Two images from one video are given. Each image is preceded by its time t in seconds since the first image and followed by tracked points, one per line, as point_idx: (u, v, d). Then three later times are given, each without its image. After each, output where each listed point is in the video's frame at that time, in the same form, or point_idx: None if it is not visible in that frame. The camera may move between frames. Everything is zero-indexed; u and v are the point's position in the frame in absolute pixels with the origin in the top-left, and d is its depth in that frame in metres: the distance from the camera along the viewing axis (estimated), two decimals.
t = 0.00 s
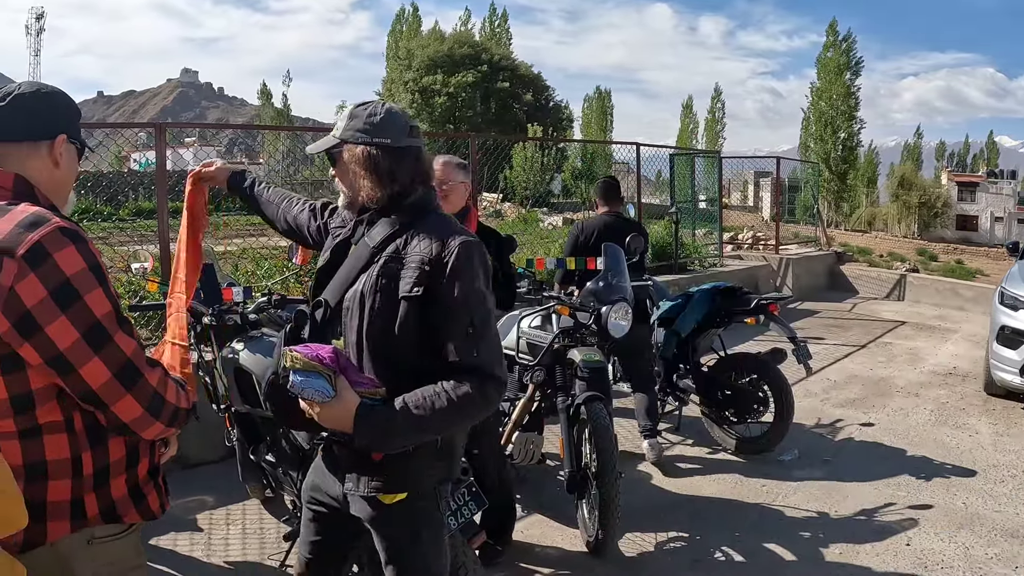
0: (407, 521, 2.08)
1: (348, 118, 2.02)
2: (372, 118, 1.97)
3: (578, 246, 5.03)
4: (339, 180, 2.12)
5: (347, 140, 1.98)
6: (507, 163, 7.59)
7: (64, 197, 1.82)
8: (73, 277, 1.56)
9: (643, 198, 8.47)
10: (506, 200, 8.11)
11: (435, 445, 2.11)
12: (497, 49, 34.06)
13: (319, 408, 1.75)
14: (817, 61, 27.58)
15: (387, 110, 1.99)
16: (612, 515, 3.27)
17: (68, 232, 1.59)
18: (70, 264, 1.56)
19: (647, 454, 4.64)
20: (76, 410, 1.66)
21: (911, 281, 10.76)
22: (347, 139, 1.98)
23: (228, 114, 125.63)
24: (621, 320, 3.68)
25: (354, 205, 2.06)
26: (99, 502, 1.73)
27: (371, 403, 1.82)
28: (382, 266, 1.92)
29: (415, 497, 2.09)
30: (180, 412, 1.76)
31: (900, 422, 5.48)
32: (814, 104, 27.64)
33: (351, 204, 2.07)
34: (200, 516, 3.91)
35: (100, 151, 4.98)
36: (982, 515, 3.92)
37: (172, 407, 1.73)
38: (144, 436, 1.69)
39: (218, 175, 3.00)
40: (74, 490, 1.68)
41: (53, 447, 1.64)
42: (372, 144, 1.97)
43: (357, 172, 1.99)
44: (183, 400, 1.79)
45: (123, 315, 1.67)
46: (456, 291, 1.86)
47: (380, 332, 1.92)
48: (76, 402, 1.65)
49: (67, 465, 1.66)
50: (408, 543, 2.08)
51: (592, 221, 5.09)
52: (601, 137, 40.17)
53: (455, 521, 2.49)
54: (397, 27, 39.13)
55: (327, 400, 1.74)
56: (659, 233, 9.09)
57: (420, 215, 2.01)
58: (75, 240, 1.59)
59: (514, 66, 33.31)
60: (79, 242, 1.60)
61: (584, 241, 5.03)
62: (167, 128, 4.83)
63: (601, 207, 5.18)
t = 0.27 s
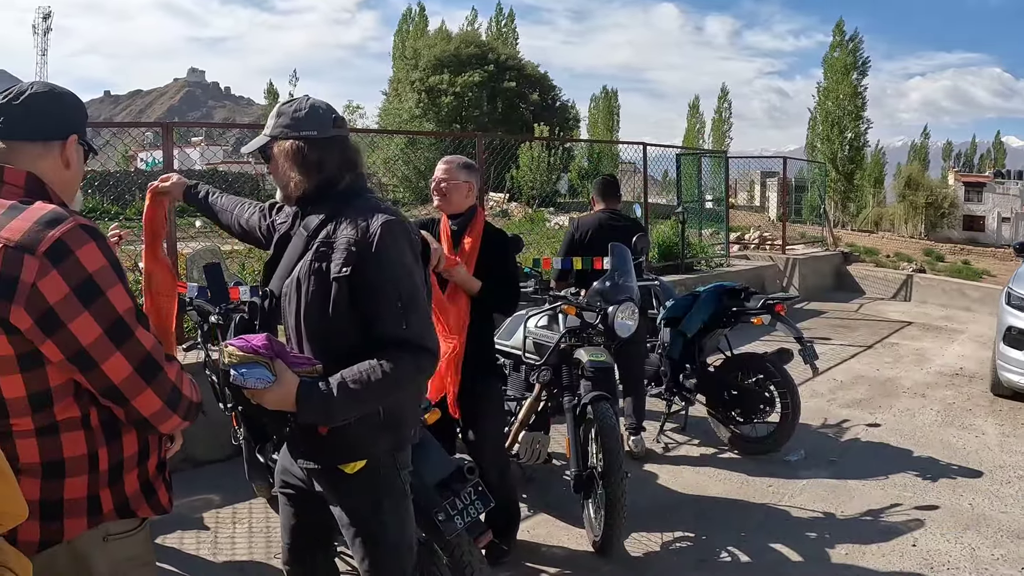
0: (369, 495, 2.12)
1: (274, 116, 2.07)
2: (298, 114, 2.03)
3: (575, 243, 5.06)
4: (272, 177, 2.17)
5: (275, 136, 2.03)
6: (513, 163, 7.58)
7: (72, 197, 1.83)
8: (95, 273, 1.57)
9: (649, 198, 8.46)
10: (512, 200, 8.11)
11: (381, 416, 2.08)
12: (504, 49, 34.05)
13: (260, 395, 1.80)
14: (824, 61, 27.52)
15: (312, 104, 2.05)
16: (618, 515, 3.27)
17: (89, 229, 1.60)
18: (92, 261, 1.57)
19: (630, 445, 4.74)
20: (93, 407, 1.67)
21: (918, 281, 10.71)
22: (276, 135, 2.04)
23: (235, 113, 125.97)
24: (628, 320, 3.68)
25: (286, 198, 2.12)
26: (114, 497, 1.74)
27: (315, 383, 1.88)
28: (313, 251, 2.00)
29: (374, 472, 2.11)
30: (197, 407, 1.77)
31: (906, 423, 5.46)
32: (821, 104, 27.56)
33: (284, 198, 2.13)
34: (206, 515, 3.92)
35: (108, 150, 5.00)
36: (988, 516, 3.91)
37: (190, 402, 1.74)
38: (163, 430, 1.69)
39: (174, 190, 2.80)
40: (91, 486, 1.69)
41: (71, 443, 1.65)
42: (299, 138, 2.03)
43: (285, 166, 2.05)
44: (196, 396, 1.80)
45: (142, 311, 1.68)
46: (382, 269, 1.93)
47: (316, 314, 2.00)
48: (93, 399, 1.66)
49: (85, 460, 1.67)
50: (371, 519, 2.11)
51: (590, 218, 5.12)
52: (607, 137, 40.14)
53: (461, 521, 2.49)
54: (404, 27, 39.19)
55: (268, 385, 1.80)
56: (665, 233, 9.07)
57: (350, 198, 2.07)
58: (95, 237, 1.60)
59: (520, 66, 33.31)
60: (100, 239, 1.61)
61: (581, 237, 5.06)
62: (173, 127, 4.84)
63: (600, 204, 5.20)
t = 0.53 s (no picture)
0: (356, 483, 2.19)
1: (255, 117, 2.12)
2: (284, 109, 2.12)
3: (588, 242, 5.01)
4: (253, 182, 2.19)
5: (271, 133, 2.10)
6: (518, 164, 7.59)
7: (79, 198, 1.84)
8: (105, 274, 1.58)
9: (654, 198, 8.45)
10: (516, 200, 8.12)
11: (363, 404, 2.14)
12: (508, 49, 34.07)
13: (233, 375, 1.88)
14: (829, 61, 27.48)
15: (290, 101, 2.15)
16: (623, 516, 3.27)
17: (98, 230, 1.61)
18: (102, 261, 1.59)
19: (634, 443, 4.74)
20: (101, 407, 1.68)
21: (923, 282, 10.68)
22: (270, 132, 2.09)
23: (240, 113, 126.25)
24: (632, 320, 3.69)
25: (272, 197, 2.20)
26: (121, 497, 1.74)
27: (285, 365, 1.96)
28: (296, 245, 2.08)
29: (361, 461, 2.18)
30: (203, 407, 1.78)
31: (911, 424, 5.45)
32: (826, 104, 27.52)
33: (271, 197, 2.21)
34: (211, 514, 3.94)
35: (114, 150, 5.01)
36: (993, 517, 3.90)
37: (197, 402, 1.75)
38: (170, 430, 1.71)
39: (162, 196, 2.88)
40: (98, 485, 1.70)
41: (79, 442, 1.66)
42: (289, 133, 2.12)
43: (275, 164, 2.13)
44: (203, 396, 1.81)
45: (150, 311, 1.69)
46: (360, 260, 1.99)
47: (301, 305, 2.07)
48: (100, 399, 1.67)
49: (93, 459, 1.68)
50: (359, 506, 2.20)
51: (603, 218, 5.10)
52: (611, 137, 40.13)
53: (465, 521, 2.49)
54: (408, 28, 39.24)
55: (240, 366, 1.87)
56: (670, 234, 9.06)
57: (331, 192, 2.15)
58: (105, 238, 1.62)
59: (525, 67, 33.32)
60: (109, 240, 1.62)
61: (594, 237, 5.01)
62: (179, 127, 4.85)
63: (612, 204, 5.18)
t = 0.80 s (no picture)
0: (360, 481, 2.20)
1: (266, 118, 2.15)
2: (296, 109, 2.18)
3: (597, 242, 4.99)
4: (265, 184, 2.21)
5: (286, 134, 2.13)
6: (520, 163, 7.59)
7: (82, 197, 1.85)
8: (106, 274, 1.59)
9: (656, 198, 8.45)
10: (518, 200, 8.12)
11: (366, 402, 2.13)
12: (510, 49, 34.06)
13: (230, 362, 1.84)
14: (831, 61, 27.48)
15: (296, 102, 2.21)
16: (624, 517, 3.27)
17: (99, 230, 1.61)
18: (103, 261, 1.59)
19: (637, 445, 4.76)
20: (101, 407, 1.68)
21: (925, 282, 10.67)
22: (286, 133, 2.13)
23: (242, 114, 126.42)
24: (634, 320, 3.66)
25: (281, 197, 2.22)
26: (121, 496, 1.75)
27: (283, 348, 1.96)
28: (302, 242, 2.10)
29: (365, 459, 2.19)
30: (203, 408, 1.78)
31: (913, 424, 5.44)
32: (828, 104, 27.49)
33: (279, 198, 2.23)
34: (213, 514, 3.94)
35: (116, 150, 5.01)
36: (994, 517, 3.89)
37: (197, 402, 1.75)
38: (171, 431, 1.71)
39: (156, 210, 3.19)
40: (99, 485, 1.70)
41: (79, 442, 1.66)
42: (303, 133, 2.17)
43: (288, 164, 2.16)
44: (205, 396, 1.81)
45: (151, 312, 1.70)
46: (365, 257, 2.00)
47: (306, 301, 2.09)
48: (101, 399, 1.67)
49: (93, 459, 1.69)
50: (364, 504, 2.21)
51: (615, 219, 5.09)
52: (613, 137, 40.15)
53: (466, 521, 2.49)
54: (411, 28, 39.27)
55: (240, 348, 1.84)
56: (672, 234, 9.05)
57: (339, 191, 2.17)
58: (106, 239, 1.62)
59: (527, 67, 33.31)
60: (110, 240, 1.62)
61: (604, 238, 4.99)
62: (181, 127, 4.85)
63: (622, 206, 5.16)
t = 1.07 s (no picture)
0: (367, 492, 2.15)
1: (300, 119, 2.12)
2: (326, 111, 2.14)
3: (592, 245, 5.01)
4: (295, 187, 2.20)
5: (320, 140, 2.11)
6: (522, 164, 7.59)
7: (83, 197, 1.84)
8: (103, 275, 1.59)
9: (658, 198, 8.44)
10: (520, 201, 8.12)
11: (367, 408, 2.12)
12: (512, 49, 34.06)
13: (228, 330, 1.92)
14: (833, 61, 27.47)
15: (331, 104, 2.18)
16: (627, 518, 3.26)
17: (97, 231, 1.61)
18: (100, 262, 1.59)
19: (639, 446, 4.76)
20: (101, 407, 1.68)
21: (927, 283, 10.65)
22: (319, 140, 2.11)
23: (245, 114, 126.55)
24: (637, 321, 3.68)
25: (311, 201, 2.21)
26: (121, 497, 1.74)
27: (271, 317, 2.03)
28: (325, 245, 2.10)
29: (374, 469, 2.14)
30: (203, 409, 1.78)
31: (915, 425, 5.43)
32: (830, 104, 27.49)
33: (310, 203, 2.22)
34: (215, 514, 3.94)
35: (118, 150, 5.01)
36: (997, 518, 3.88)
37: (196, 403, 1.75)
38: (169, 432, 1.71)
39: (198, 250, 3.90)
40: (98, 485, 1.70)
41: (78, 442, 1.66)
42: (337, 138, 2.14)
43: (323, 167, 2.15)
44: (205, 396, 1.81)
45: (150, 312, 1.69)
46: (380, 260, 1.98)
47: (319, 302, 2.08)
48: (100, 400, 1.67)
49: (92, 459, 1.68)
50: (371, 515, 2.15)
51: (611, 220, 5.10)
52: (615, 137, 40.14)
53: (469, 522, 2.49)
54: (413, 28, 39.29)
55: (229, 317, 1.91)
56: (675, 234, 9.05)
57: (368, 197, 2.16)
58: (104, 239, 1.62)
59: (529, 67, 33.31)
60: (108, 241, 1.62)
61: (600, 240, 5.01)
62: (184, 128, 4.85)
63: (617, 207, 5.16)
